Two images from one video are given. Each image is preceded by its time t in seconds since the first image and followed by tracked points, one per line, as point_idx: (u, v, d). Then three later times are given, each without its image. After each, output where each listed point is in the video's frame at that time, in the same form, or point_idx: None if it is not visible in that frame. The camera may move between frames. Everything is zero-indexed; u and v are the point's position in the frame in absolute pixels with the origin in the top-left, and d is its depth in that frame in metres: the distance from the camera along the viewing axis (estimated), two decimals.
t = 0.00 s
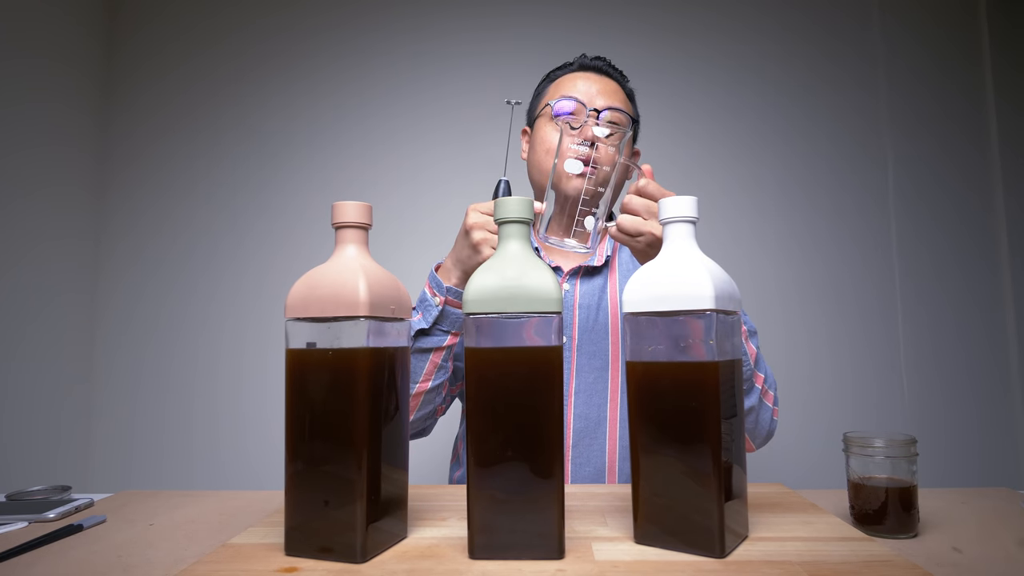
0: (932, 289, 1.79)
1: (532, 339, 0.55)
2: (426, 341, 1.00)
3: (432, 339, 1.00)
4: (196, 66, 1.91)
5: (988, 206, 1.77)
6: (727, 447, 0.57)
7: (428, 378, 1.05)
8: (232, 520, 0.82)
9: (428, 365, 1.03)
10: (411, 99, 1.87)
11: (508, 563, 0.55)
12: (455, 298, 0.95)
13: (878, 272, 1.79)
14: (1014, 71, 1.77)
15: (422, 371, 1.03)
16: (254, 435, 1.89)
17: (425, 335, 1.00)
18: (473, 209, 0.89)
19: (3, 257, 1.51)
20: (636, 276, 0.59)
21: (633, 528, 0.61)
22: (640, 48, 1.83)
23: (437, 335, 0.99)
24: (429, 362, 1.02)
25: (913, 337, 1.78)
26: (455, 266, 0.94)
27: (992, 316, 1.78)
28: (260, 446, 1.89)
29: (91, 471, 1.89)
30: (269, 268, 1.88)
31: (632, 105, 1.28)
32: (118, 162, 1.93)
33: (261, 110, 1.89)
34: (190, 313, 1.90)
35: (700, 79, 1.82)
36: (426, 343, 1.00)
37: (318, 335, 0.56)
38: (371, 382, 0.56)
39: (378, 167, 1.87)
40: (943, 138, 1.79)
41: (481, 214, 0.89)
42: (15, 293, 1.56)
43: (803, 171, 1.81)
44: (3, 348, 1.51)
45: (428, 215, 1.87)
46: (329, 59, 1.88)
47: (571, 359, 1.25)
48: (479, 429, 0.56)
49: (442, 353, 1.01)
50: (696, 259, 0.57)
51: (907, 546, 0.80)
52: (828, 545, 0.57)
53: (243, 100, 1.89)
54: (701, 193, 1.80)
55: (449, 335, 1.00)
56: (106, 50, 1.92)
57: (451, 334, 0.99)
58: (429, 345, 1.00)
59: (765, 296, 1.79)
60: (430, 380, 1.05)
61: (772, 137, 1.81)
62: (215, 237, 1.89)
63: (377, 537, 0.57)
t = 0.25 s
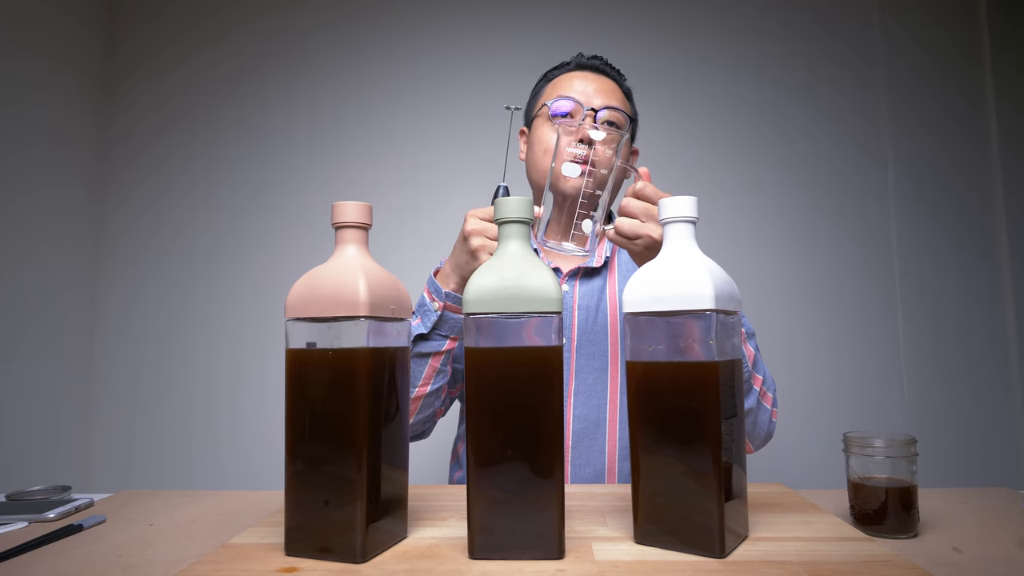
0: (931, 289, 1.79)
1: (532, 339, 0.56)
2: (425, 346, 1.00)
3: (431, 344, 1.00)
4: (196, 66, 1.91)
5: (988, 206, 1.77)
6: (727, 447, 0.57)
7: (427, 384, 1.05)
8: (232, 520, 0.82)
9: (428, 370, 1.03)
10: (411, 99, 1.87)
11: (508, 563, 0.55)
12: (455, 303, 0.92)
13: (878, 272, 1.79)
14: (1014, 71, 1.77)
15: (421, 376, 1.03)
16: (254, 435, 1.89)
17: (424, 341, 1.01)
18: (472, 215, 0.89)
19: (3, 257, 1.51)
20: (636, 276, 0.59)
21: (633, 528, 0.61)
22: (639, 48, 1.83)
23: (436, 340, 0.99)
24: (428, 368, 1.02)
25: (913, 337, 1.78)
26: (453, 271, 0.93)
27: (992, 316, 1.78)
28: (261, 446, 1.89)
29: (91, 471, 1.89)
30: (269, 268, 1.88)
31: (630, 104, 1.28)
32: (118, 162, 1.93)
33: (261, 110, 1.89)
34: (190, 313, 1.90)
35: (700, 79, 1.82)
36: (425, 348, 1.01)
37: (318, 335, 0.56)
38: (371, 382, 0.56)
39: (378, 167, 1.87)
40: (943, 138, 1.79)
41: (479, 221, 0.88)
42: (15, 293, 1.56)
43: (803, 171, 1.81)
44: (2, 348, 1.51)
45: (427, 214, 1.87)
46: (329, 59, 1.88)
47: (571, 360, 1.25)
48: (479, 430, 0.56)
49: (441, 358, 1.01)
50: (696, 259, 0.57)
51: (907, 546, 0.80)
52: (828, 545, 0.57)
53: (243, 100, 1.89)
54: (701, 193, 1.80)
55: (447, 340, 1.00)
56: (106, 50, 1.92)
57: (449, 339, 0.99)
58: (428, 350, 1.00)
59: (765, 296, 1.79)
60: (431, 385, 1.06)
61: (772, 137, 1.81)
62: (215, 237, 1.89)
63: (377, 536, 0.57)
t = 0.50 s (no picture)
0: (931, 289, 1.79)
1: (532, 339, 0.56)
2: (425, 350, 1.00)
3: (431, 348, 1.00)
4: (196, 65, 1.91)
5: (988, 206, 1.77)
6: (727, 447, 0.57)
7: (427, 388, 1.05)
8: (232, 520, 0.82)
9: (428, 374, 1.03)
10: (411, 99, 1.87)
11: (508, 563, 0.55)
12: (455, 308, 0.93)
13: (878, 272, 1.79)
14: (1015, 71, 1.77)
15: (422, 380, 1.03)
16: (254, 435, 1.89)
17: (424, 345, 1.01)
18: (471, 220, 0.88)
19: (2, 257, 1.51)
20: (636, 276, 0.59)
21: (633, 528, 0.61)
22: (639, 48, 1.84)
23: (437, 345, 1.00)
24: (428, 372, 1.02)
25: (913, 337, 1.78)
26: (453, 276, 0.94)
27: (992, 316, 1.78)
28: (261, 446, 1.89)
29: (91, 471, 1.89)
30: (269, 268, 1.88)
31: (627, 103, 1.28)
32: (118, 162, 1.93)
33: (261, 110, 1.89)
34: (190, 313, 1.90)
35: (700, 79, 1.82)
36: (425, 353, 1.01)
37: (318, 335, 0.56)
38: (371, 382, 0.56)
39: (378, 167, 1.87)
40: (943, 138, 1.78)
41: (479, 225, 0.88)
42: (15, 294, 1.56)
43: (803, 171, 1.81)
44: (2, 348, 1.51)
45: (427, 214, 1.87)
46: (329, 59, 1.88)
47: (571, 360, 1.25)
48: (479, 430, 0.56)
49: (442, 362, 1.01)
50: (696, 259, 0.57)
51: (907, 546, 0.80)
52: (828, 545, 0.57)
53: (243, 100, 1.89)
54: (701, 193, 1.80)
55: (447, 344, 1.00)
56: (106, 50, 1.92)
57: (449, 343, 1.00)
58: (428, 354, 1.01)
59: (765, 296, 1.79)
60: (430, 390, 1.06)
61: (772, 137, 1.81)
62: (215, 237, 1.89)
63: (377, 537, 0.57)
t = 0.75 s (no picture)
0: (931, 289, 1.79)
1: (532, 339, 0.56)
2: (426, 354, 1.00)
3: (432, 352, 1.01)
4: (195, 66, 1.91)
5: (987, 206, 1.77)
6: (727, 447, 0.57)
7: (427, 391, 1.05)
8: (232, 520, 0.82)
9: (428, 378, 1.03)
10: (411, 99, 1.87)
11: (508, 563, 0.55)
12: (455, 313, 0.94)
13: (879, 272, 1.79)
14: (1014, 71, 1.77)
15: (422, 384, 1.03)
16: (254, 435, 1.89)
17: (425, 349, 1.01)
18: (472, 227, 0.89)
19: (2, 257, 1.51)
20: (636, 276, 0.59)
21: (633, 528, 0.61)
22: (639, 49, 1.84)
23: (438, 348, 1.00)
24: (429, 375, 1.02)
25: (913, 337, 1.78)
26: (453, 281, 0.95)
27: (992, 316, 1.78)
28: (261, 446, 1.89)
29: (91, 471, 1.89)
30: (269, 268, 1.88)
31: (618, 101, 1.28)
32: (119, 162, 1.93)
33: (261, 110, 1.89)
34: (190, 313, 1.90)
35: (700, 79, 1.82)
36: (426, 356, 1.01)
37: (318, 335, 0.56)
38: (371, 382, 0.56)
39: (378, 167, 1.87)
40: (943, 138, 1.78)
41: (479, 232, 0.88)
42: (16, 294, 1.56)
43: (803, 172, 1.81)
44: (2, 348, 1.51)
45: (427, 214, 1.87)
46: (329, 59, 1.88)
47: (571, 358, 1.25)
48: (479, 430, 0.56)
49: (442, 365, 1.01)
50: (696, 259, 0.57)
51: (906, 546, 0.80)
52: (828, 545, 0.57)
53: (243, 100, 1.89)
54: (701, 193, 1.80)
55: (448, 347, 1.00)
56: (106, 50, 1.92)
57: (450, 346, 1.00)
58: (429, 357, 1.01)
59: (765, 296, 1.79)
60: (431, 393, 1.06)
61: (772, 137, 1.81)
62: (215, 237, 1.89)
63: (377, 536, 0.57)
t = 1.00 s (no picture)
0: (931, 289, 1.79)
1: (532, 339, 0.56)
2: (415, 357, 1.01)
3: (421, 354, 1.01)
4: (195, 66, 1.91)
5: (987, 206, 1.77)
6: (727, 446, 0.57)
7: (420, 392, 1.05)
8: (232, 520, 0.82)
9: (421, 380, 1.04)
10: (411, 99, 1.87)
11: (508, 563, 0.55)
12: (444, 317, 0.93)
13: (879, 272, 1.79)
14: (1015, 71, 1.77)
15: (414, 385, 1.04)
16: (254, 435, 1.89)
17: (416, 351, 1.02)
18: (454, 231, 0.86)
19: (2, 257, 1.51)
20: (636, 276, 0.59)
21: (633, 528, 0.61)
22: (639, 49, 1.84)
23: (428, 351, 1.00)
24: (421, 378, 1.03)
25: (913, 337, 1.78)
26: (441, 287, 0.92)
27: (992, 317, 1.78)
28: (260, 446, 1.89)
29: (91, 471, 1.89)
30: (269, 268, 1.88)
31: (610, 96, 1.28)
32: (119, 162, 1.93)
33: (261, 110, 1.89)
34: (189, 313, 1.90)
35: (700, 79, 1.82)
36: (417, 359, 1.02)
37: (318, 335, 0.57)
38: (371, 382, 0.56)
39: (378, 167, 1.87)
40: (943, 138, 1.78)
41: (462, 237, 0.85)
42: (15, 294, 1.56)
43: (803, 172, 1.81)
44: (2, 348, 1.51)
45: (426, 214, 1.87)
46: (329, 59, 1.88)
47: (572, 359, 1.25)
48: (479, 430, 0.56)
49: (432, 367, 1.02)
50: (696, 258, 0.57)
51: (906, 546, 0.80)
52: (828, 545, 0.57)
53: (243, 100, 1.89)
54: (701, 193, 1.80)
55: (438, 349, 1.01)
56: (106, 50, 1.92)
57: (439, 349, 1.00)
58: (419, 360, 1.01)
59: (765, 296, 1.79)
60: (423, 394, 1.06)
61: (772, 137, 1.81)
62: (215, 237, 1.89)
63: (377, 536, 0.57)
